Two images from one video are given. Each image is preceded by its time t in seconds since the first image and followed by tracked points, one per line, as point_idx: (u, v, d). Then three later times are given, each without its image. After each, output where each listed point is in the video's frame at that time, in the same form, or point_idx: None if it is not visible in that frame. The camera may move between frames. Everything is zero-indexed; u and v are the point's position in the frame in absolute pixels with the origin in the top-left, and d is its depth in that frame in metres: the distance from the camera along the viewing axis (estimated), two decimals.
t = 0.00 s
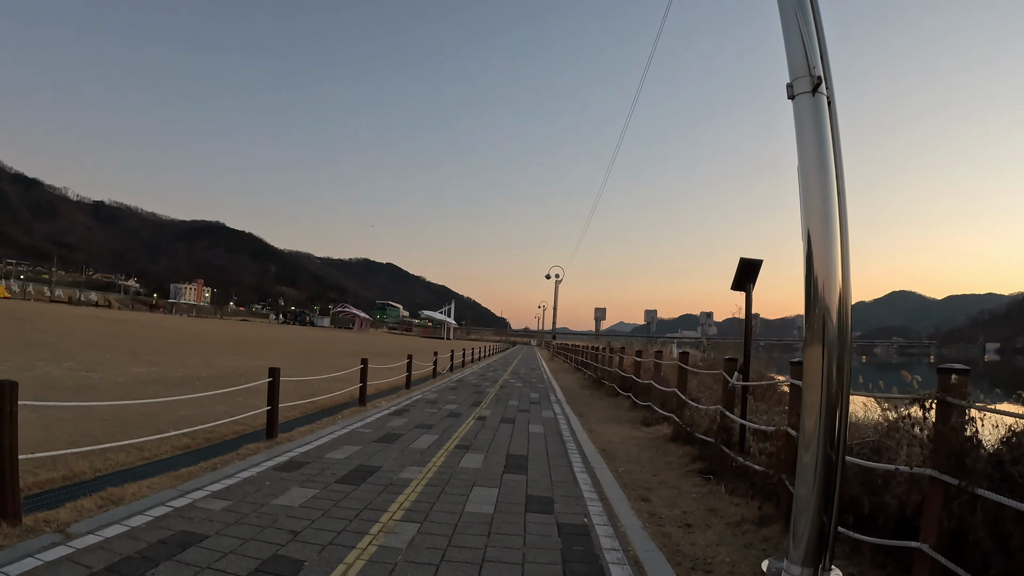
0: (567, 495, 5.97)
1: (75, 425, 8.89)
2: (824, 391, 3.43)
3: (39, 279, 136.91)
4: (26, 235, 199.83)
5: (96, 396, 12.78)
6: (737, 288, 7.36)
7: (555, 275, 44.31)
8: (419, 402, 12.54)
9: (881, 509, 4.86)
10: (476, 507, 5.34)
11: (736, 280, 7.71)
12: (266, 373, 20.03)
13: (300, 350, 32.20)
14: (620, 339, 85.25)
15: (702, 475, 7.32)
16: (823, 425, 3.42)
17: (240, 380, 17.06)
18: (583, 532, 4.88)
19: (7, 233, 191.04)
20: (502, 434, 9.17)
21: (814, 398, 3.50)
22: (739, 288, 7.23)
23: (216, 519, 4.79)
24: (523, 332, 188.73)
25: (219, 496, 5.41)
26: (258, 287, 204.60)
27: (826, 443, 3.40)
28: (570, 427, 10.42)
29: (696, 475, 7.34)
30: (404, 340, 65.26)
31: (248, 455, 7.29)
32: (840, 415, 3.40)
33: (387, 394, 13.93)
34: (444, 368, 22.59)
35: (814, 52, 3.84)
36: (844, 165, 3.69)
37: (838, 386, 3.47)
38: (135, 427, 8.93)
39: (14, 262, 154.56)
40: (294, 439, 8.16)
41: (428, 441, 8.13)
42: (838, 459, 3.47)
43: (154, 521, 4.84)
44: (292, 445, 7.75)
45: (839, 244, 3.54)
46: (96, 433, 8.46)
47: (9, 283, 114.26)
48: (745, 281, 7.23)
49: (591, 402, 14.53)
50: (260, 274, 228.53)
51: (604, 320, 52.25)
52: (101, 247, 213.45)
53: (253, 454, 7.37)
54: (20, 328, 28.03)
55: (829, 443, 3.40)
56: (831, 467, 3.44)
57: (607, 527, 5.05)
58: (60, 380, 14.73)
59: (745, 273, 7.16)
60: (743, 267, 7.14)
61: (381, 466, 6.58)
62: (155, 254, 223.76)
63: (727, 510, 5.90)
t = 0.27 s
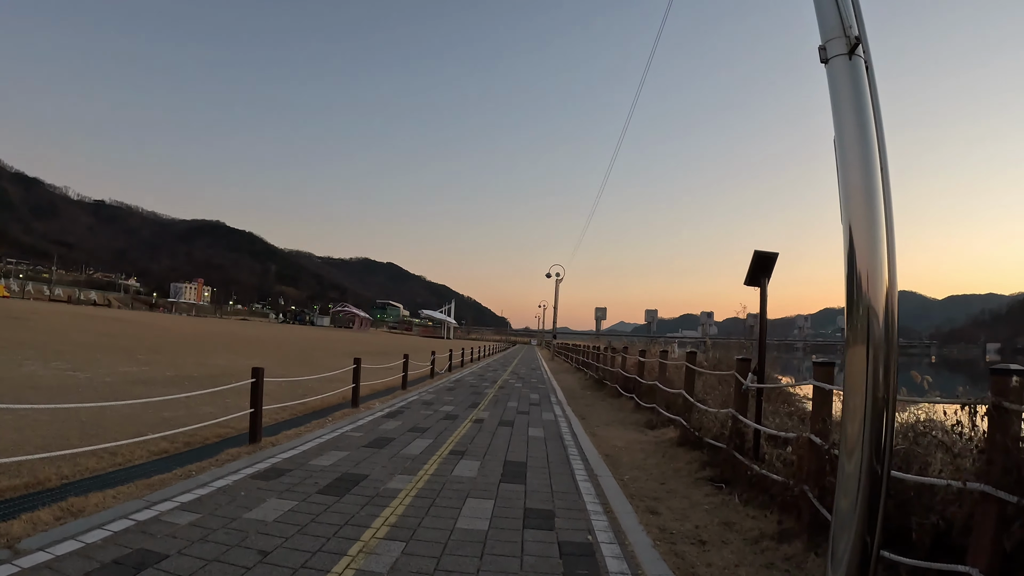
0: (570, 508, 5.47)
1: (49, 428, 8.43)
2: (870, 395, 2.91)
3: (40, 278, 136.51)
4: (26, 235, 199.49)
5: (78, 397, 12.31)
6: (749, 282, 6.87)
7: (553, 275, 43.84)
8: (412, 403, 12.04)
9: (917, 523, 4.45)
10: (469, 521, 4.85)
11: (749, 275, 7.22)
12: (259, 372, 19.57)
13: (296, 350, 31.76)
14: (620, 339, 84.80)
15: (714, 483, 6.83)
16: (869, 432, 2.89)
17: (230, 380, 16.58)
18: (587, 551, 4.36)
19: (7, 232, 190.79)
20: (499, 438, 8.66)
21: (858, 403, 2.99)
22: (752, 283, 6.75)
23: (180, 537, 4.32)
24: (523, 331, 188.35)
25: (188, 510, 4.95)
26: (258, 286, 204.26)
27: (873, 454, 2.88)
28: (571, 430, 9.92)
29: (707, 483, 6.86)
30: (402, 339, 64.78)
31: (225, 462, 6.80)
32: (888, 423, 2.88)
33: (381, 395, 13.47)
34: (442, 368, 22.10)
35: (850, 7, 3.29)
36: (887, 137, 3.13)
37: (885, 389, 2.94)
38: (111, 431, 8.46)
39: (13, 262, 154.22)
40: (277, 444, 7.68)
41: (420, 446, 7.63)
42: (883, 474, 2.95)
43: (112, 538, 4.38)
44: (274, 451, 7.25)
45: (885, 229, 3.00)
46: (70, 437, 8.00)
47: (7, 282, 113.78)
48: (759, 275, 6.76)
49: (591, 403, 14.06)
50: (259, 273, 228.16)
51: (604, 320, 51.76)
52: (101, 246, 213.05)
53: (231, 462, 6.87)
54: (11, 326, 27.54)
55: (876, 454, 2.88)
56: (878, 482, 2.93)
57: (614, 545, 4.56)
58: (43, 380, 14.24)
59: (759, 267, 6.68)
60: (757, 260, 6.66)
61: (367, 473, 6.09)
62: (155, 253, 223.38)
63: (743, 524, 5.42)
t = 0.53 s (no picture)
0: (572, 524, 5.04)
1: (24, 432, 8.04)
2: (926, 398, 2.24)
3: (40, 278, 136.36)
4: (26, 235, 199.32)
5: (64, 399, 11.95)
6: (764, 278, 6.44)
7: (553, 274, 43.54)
8: (408, 405, 11.63)
9: (951, 542, 4.09)
10: (460, 541, 4.40)
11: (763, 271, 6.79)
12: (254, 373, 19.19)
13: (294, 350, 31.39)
14: (621, 339, 84.39)
15: (726, 492, 6.38)
16: (925, 439, 2.24)
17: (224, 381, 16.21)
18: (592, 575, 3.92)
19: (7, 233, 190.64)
20: (497, 442, 8.23)
21: (911, 406, 2.33)
22: (767, 279, 6.31)
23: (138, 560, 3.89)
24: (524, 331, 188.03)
25: (154, 528, 4.52)
26: (258, 286, 204.02)
27: (930, 467, 2.23)
28: (573, 433, 9.50)
29: (719, 492, 6.41)
30: (403, 339, 64.40)
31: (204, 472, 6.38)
32: (947, 431, 2.22)
33: (376, 396, 13.05)
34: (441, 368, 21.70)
35: None
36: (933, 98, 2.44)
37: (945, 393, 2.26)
38: (90, 435, 8.08)
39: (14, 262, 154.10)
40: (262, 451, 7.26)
41: (413, 452, 7.20)
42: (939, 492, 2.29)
43: (65, 559, 3.95)
44: (257, 459, 6.83)
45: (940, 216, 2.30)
46: (45, 442, 7.60)
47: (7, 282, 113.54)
48: (774, 270, 6.32)
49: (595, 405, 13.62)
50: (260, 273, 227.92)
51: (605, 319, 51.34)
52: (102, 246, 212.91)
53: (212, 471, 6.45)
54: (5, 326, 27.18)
55: (934, 467, 2.22)
56: (932, 500, 2.26)
57: (622, 567, 4.12)
58: (29, 381, 13.85)
59: (774, 261, 6.25)
60: (772, 254, 6.23)
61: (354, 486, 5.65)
62: (156, 254, 223.17)
63: (760, 540, 4.99)
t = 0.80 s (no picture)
0: (580, 543, 4.47)
1: None
2: (1014, 404, 1.57)
3: (39, 277, 135.84)
4: (26, 234, 198.88)
5: (45, 401, 11.44)
6: (786, 270, 5.95)
7: (552, 272, 43.14)
8: (404, 407, 11.10)
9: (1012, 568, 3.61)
10: (455, 559, 3.92)
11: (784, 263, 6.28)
12: (247, 372, 18.70)
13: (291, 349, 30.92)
14: (621, 338, 84.09)
15: (744, 502, 5.88)
16: (1018, 458, 1.55)
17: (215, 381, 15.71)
18: None
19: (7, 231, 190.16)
20: (497, 446, 7.67)
21: (1000, 415, 1.62)
22: (790, 271, 5.82)
23: None
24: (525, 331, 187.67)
25: (113, 548, 4.08)
26: (259, 285, 203.91)
27: None
28: (577, 437, 8.95)
29: (736, 502, 5.92)
30: (402, 338, 63.97)
31: (177, 483, 5.84)
32: None
33: (370, 397, 12.55)
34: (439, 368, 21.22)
35: None
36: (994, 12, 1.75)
37: None
38: (60, 441, 7.58)
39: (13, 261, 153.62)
40: (243, 459, 6.70)
41: (405, 458, 6.63)
42: None
43: None
44: (236, 468, 6.28)
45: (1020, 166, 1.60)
46: (10, 447, 7.10)
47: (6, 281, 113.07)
48: (798, 261, 5.83)
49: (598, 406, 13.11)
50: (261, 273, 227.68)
51: (605, 319, 50.91)
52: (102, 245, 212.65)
53: (186, 482, 5.91)
54: None
55: None
56: None
57: None
58: (10, 382, 13.33)
59: (798, 252, 5.76)
60: (795, 245, 5.74)
61: (338, 497, 5.09)
62: (155, 252, 222.50)
63: (787, 559, 4.52)
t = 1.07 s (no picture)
0: (583, 565, 4.06)
1: None
2: None
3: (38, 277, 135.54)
4: (25, 233, 198.49)
5: (26, 404, 11.05)
6: (807, 268, 5.56)
7: (551, 272, 42.72)
8: (399, 411, 10.66)
9: None
10: None
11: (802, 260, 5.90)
12: (241, 373, 18.31)
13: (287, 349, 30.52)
14: (622, 339, 83.66)
15: (759, 519, 5.47)
16: None
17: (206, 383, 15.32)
18: None
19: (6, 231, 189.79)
20: (494, 455, 7.19)
21: None
22: (811, 268, 5.44)
23: None
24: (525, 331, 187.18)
25: None
26: (259, 285, 203.55)
27: None
28: (579, 444, 8.49)
29: (750, 518, 5.51)
30: (402, 338, 63.59)
31: (148, 497, 5.43)
32: None
33: (363, 400, 12.15)
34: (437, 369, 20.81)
35: None
36: None
37: None
38: (31, 449, 7.17)
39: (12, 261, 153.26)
40: (222, 471, 6.25)
41: (394, 469, 6.16)
42: None
43: None
44: (213, 482, 5.82)
45: None
46: None
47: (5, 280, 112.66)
48: (819, 258, 5.43)
49: (601, 411, 12.66)
50: (261, 273, 227.32)
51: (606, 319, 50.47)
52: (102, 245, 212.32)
53: (157, 497, 5.46)
54: None
55: None
56: None
57: None
58: None
59: (819, 248, 5.38)
60: (817, 240, 5.36)
61: (317, 517, 4.62)
62: (155, 252, 222.16)
63: None
